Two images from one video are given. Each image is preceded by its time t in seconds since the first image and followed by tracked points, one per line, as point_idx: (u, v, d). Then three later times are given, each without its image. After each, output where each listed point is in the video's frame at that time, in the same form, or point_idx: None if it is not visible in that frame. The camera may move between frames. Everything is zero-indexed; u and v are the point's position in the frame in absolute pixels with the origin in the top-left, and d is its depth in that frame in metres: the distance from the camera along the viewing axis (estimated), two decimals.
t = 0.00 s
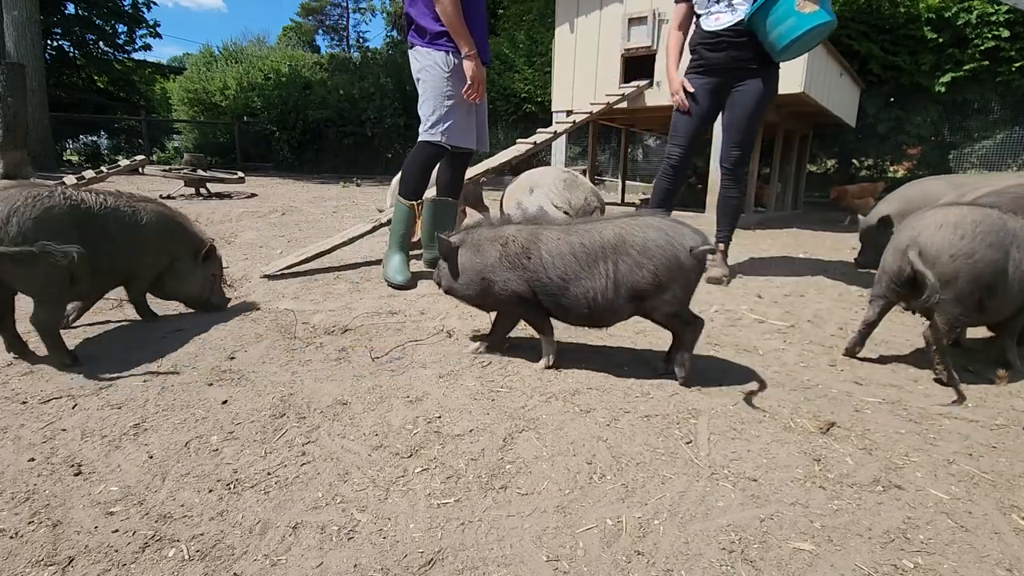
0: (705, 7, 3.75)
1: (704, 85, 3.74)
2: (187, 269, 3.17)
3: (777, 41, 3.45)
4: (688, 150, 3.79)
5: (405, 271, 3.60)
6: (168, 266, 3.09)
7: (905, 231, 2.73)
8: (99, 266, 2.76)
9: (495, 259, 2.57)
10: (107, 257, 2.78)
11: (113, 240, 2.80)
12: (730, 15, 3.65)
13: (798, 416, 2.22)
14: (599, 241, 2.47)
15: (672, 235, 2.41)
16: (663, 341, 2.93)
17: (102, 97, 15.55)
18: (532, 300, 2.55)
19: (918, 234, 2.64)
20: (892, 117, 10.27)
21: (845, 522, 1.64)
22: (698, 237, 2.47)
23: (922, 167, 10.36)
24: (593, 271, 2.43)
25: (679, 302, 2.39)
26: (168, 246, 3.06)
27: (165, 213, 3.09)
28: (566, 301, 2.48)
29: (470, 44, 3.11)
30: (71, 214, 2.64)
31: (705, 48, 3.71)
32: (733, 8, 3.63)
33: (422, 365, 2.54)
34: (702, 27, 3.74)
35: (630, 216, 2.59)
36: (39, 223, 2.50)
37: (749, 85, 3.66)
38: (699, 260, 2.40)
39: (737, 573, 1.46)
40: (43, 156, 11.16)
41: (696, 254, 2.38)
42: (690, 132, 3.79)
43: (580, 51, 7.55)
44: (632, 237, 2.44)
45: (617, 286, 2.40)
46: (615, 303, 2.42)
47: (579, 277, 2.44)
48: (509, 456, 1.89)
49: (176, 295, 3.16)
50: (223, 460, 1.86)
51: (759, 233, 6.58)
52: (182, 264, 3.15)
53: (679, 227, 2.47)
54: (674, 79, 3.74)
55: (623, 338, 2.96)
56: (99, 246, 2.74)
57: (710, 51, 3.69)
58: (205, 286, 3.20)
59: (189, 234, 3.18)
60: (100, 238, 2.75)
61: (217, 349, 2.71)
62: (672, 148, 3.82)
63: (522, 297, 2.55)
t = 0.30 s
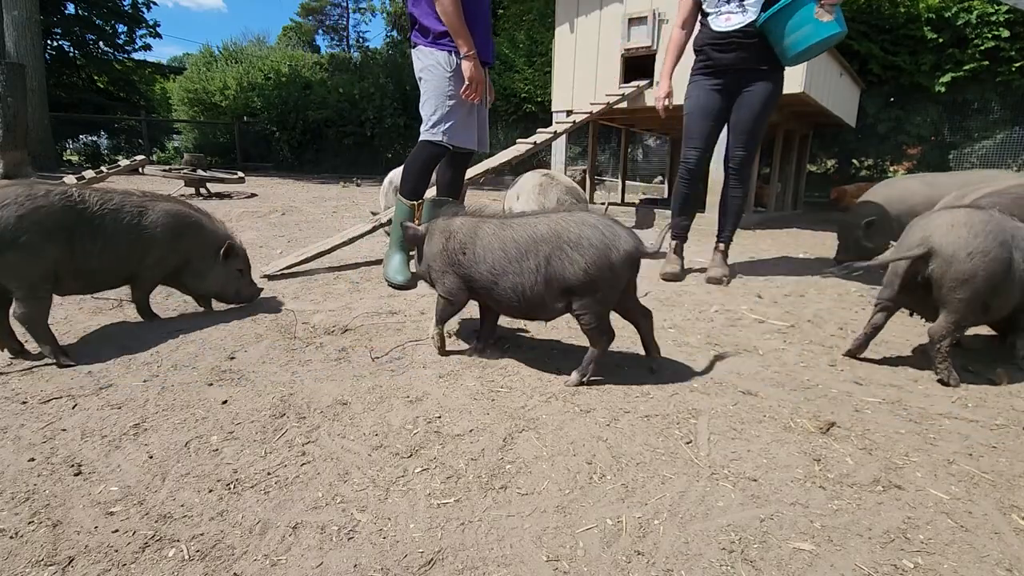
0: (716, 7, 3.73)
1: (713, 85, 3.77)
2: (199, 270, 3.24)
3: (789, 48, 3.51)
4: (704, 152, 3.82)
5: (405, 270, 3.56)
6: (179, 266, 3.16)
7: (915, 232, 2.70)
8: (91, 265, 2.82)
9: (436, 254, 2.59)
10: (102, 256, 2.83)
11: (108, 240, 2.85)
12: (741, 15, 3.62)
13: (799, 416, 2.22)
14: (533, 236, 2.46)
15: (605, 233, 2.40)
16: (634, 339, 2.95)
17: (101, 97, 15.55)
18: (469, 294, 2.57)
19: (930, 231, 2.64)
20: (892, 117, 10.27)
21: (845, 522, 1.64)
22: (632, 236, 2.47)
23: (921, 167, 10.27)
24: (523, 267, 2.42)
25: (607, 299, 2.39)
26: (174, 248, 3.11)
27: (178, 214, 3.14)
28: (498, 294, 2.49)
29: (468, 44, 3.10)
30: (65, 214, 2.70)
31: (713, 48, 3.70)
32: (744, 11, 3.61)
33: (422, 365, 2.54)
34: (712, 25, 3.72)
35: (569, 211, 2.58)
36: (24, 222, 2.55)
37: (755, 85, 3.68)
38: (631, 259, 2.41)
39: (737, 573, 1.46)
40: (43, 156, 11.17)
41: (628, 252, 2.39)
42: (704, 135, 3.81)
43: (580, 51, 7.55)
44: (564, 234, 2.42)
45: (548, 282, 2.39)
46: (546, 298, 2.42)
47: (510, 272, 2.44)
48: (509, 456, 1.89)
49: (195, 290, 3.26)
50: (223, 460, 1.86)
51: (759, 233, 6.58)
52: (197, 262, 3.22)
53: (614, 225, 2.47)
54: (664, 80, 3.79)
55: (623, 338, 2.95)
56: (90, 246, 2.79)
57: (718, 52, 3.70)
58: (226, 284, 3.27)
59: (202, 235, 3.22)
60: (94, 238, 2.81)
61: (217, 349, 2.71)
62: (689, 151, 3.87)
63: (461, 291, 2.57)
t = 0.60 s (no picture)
0: (721, 7, 3.71)
1: (716, 86, 3.75)
2: (234, 271, 3.34)
3: (801, 50, 3.56)
4: (707, 153, 3.79)
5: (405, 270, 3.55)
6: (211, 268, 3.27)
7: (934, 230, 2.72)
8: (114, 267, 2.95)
9: (409, 250, 2.64)
10: (127, 258, 2.96)
11: (132, 243, 2.96)
12: (747, 17, 3.62)
13: (799, 416, 2.22)
14: (493, 231, 2.43)
15: (562, 228, 2.29)
16: (634, 339, 2.94)
17: (102, 97, 15.56)
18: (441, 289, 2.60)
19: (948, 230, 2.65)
20: (892, 117, 10.27)
21: (846, 522, 1.64)
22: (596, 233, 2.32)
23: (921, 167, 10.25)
24: (485, 262, 2.41)
25: (566, 300, 2.29)
26: (205, 251, 3.22)
27: (212, 218, 3.25)
28: (463, 290, 2.51)
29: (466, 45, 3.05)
30: (91, 217, 2.84)
31: (718, 49, 3.68)
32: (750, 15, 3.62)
33: (422, 365, 2.54)
34: (718, 24, 3.70)
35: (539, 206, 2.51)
36: (45, 222, 2.70)
37: (757, 88, 3.70)
38: (590, 257, 2.25)
39: (738, 573, 1.46)
40: (43, 156, 11.17)
41: (585, 250, 2.24)
42: (706, 135, 3.79)
43: (580, 51, 7.55)
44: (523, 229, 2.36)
45: (508, 278, 2.36)
46: (507, 294, 2.39)
47: (472, 266, 2.44)
48: (509, 456, 1.89)
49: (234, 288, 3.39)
50: (223, 460, 1.86)
51: (759, 233, 6.58)
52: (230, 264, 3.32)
53: (575, 220, 2.34)
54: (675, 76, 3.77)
55: (623, 338, 2.95)
56: (114, 248, 2.92)
57: (723, 52, 3.68)
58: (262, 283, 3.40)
59: (235, 238, 3.32)
60: (120, 241, 2.94)
61: (217, 349, 2.71)
62: (692, 151, 3.84)
63: (433, 286, 2.61)
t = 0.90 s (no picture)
0: (722, 7, 3.71)
1: (715, 89, 3.74)
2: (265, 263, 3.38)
3: (806, 51, 3.57)
4: (708, 154, 3.78)
5: (407, 271, 3.63)
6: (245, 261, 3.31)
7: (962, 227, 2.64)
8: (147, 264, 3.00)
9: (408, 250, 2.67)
10: (154, 255, 3.00)
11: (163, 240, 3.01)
12: (749, 17, 3.62)
13: (798, 415, 2.22)
14: (480, 237, 2.42)
15: (545, 240, 2.27)
16: (633, 339, 2.94)
17: (102, 97, 15.56)
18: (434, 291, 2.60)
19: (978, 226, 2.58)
20: (892, 117, 10.26)
21: (845, 522, 1.64)
22: (580, 245, 2.29)
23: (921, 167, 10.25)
24: (471, 268, 2.40)
25: (547, 311, 2.25)
26: (236, 245, 3.25)
27: (243, 212, 3.29)
28: (451, 294, 2.51)
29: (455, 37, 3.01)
30: (119, 216, 2.90)
31: (720, 49, 3.67)
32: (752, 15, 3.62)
33: (422, 365, 2.54)
34: (719, 24, 3.69)
35: (532, 214, 2.47)
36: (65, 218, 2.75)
37: (757, 89, 3.70)
38: (572, 270, 2.23)
39: (737, 573, 1.46)
40: (43, 156, 11.16)
41: (567, 263, 2.21)
42: (706, 136, 3.78)
43: (580, 51, 7.55)
44: (509, 238, 2.33)
45: (492, 286, 2.34)
46: (490, 302, 2.38)
47: (458, 272, 2.44)
48: (509, 456, 1.89)
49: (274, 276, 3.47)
50: (223, 460, 1.86)
51: (759, 233, 6.57)
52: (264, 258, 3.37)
53: (560, 231, 2.31)
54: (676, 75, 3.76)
55: (623, 338, 2.95)
56: (145, 245, 2.97)
57: (725, 52, 3.66)
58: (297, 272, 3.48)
59: (266, 231, 3.35)
60: (144, 239, 2.97)
61: (217, 349, 2.71)
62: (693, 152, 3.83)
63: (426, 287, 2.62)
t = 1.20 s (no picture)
0: (722, 7, 3.71)
1: (714, 89, 3.71)
2: (294, 260, 3.42)
3: (804, 52, 3.56)
4: (707, 155, 3.78)
5: (406, 272, 3.64)
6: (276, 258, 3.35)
7: (984, 230, 2.60)
8: (176, 263, 3.06)
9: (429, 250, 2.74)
10: (184, 253, 3.06)
11: (192, 240, 3.07)
12: (749, 17, 3.64)
13: (799, 416, 2.22)
14: (480, 236, 2.42)
15: (534, 244, 2.22)
16: (633, 339, 2.94)
17: (101, 97, 15.56)
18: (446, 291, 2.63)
19: (1000, 225, 2.55)
20: (892, 117, 10.25)
21: (845, 522, 1.64)
22: (569, 254, 2.21)
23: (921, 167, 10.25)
24: (470, 268, 2.41)
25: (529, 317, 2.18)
26: (266, 243, 3.30)
27: (273, 211, 3.34)
28: (456, 294, 2.53)
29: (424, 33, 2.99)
30: (150, 217, 2.97)
31: (720, 49, 3.66)
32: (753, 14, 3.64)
33: (422, 365, 2.54)
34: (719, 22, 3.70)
35: (539, 217, 2.43)
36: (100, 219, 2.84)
37: (755, 89, 3.71)
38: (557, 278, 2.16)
39: (737, 573, 1.46)
40: (43, 156, 11.16)
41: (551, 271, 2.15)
42: (705, 136, 3.76)
43: (580, 51, 7.55)
44: (503, 240, 2.31)
45: (485, 287, 2.34)
46: (484, 303, 2.37)
47: (460, 271, 2.46)
48: (509, 456, 1.89)
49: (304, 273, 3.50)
50: (223, 460, 1.86)
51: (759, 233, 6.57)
52: (297, 253, 3.42)
53: (552, 237, 2.24)
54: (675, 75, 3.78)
55: (623, 338, 2.95)
56: (174, 245, 3.03)
57: (725, 52, 3.65)
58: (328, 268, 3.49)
59: (296, 229, 3.38)
60: (174, 238, 3.03)
61: (217, 349, 2.71)
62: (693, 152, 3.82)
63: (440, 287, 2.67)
